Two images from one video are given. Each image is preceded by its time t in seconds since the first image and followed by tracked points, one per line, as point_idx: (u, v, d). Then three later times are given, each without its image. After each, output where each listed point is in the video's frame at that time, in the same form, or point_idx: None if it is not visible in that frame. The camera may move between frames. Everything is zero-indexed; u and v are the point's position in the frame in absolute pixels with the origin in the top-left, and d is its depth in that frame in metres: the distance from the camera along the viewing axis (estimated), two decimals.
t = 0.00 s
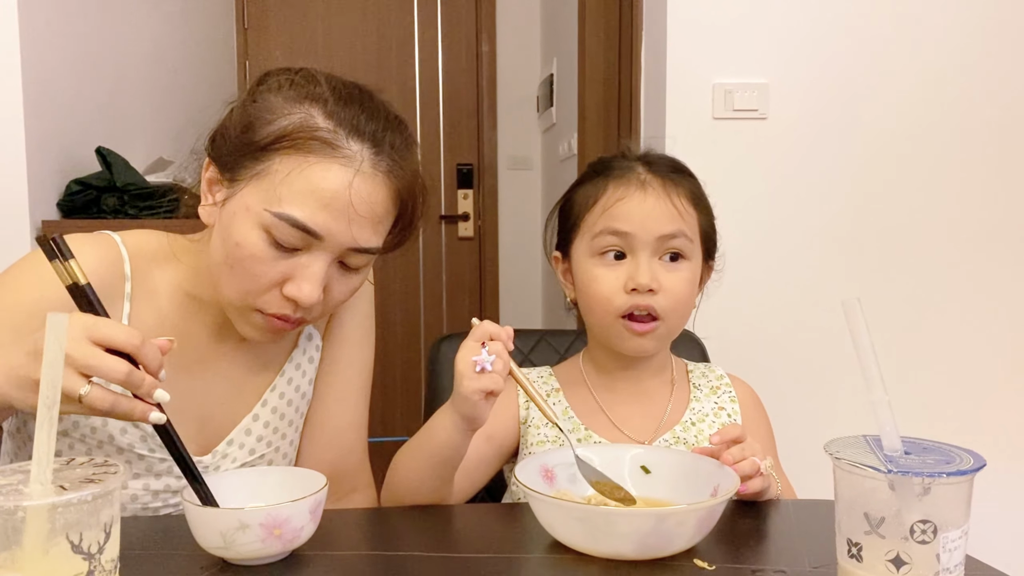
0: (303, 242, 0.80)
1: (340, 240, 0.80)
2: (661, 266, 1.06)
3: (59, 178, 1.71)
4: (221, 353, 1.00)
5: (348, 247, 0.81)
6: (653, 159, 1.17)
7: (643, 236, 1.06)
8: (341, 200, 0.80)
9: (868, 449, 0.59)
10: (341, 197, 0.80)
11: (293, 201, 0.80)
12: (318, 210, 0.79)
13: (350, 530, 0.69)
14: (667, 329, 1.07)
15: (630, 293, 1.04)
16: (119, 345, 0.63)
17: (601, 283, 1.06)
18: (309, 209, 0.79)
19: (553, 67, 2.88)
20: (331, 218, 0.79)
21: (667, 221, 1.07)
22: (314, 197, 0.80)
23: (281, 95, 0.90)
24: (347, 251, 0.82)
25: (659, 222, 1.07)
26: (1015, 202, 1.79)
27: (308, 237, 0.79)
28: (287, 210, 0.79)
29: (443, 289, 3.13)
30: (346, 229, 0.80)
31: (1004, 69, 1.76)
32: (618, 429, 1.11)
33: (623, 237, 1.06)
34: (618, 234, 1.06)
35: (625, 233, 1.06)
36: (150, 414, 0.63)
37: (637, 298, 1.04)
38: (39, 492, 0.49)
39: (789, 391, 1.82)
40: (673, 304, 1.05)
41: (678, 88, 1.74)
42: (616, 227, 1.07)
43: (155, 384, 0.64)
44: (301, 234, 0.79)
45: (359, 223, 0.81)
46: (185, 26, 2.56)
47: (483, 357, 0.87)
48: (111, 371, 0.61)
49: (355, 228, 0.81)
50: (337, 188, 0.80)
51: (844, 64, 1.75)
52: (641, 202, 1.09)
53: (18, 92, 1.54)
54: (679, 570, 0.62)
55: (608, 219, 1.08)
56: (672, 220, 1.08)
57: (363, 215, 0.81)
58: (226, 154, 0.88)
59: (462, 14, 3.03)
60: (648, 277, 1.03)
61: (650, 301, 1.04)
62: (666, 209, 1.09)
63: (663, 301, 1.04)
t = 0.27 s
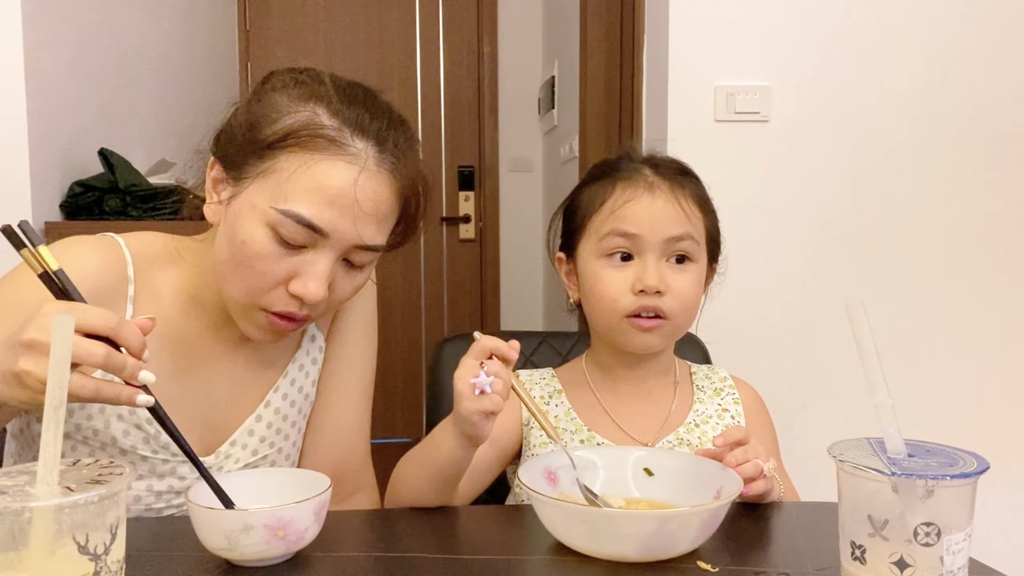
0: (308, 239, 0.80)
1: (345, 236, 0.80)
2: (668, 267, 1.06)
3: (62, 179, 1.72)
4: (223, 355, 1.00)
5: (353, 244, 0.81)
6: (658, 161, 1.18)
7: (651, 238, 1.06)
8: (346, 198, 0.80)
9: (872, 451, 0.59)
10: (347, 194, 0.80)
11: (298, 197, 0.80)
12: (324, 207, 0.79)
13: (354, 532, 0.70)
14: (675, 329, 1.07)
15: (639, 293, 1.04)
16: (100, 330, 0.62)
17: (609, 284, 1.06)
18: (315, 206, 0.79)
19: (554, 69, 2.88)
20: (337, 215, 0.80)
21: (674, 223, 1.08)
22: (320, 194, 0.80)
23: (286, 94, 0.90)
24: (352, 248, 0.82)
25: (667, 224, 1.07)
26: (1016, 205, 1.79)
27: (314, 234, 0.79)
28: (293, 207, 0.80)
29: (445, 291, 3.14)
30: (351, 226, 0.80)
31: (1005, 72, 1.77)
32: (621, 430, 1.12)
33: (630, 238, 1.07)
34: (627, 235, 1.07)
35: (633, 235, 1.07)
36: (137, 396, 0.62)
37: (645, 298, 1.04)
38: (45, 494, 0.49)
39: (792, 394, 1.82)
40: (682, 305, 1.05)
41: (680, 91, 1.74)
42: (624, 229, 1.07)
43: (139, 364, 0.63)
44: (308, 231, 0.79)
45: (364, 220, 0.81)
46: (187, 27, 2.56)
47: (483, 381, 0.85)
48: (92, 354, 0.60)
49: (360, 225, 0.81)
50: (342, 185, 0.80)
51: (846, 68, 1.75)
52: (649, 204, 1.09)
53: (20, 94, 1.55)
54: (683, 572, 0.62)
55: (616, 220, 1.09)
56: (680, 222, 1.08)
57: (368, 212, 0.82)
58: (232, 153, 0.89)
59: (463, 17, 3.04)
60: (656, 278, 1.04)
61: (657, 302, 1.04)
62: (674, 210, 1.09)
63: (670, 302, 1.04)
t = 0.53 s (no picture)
0: (317, 239, 0.80)
1: (354, 236, 0.81)
2: (699, 276, 1.07)
3: (66, 182, 1.72)
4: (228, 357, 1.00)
5: (361, 243, 0.82)
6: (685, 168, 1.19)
7: (693, 244, 1.07)
8: (354, 197, 0.81)
9: (874, 452, 0.60)
10: (355, 194, 0.81)
11: (306, 198, 0.81)
12: (332, 207, 0.80)
13: (359, 533, 0.70)
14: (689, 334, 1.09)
15: (673, 296, 1.04)
16: (144, 332, 0.65)
17: (644, 281, 1.05)
18: (323, 206, 0.80)
19: (556, 72, 2.89)
20: (344, 215, 0.80)
21: (711, 233, 1.09)
22: (328, 194, 0.81)
23: (290, 95, 0.91)
24: (360, 247, 0.82)
25: (706, 233, 1.08)
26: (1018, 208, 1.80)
27: (323, 234, 0.80)
28: (301, 208, 0.80)
29: (446, 292, 3.14)
30: (359, 226, 0.81)
31: (1006, 75, 1.77)
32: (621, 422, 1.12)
33: (673, 241, 1.07)
34: (670, 237, 1.07)
35: (675, 237, 1.07)
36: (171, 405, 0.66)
37: (676, 302, 1.04)
38: (55, 493, 0.50)
39: (793, 394, 1.83)
40: (704, 313, 1.07)
41: (682, 93, 1.74)
42: (670, 230, 1.07)
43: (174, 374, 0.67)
44: (316, 231, 0.80)
45: (372, 219, 0.82)
46: (190, 30, 2.57)
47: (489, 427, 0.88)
48: (137, 353, 0.64)
49: (368, 225, 0.82)
50: (349, 185, 0.81)
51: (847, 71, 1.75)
52: (692, 210, 1.10)
53: (25, 96, 1.55)
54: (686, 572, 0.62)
55: (660, 220, 1.08)
56: (715, 234, 1.09)
57: (375, 211, 0.82)
58: (238, 155, 0.89)
59: (465, 19, 3.04)
60: (693, 285, 1.04)
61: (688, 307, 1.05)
62: (710, 220, 1.10)
63: (697, 309, 1.05)
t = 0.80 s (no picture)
0: (320, 230, 0.80)
1: (357, 225, 0.81)
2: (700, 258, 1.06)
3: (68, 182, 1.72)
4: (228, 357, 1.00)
5: (364, 232, 0.82)
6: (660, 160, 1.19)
7: (687, 227, 1.06)
8: (356, 186, 0.81)
9: (878, 454, 0.60)
10: (357, 183, 0.81)
11: (309, 188, 0.81)
12: (335, 197, 0.80)
13: (360, 534, 0.70)
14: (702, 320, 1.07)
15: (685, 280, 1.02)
16: (166, 332, 0.65)
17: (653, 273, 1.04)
18: (326, 196, 0.80)
19: (558, 73, 2.88)
20: (347, 204, 0.80)
21: (701, 216, 1.09)
22: (331, 184, 0.81)
23: (289, 88, 0.91)
24: (362, 237, 0.83)
25: (696, 217, 1.08)
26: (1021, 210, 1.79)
27: (326, 224, 0.80)
28: (304, 198, 0.80)
29: (447, 293, 3.14)
30: (362, 215, 0.81)
31: (1009, 76, 1.77)
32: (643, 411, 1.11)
33: (668, 228, 1.06)
34: (666, 226, 1.06)
35: (671, 226, 1.06)
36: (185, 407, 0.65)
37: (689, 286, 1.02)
38: (56, 493, 0.50)
39: (795, 395, 1.82)
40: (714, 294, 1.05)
41: (684, 94, 1.74)
42: (662, 219, 1.07)
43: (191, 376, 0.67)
44: (320, 221, 0.80)
45: (374, 209, 0.82)
46: (192, 30, 2.58)
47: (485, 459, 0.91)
48: (158, 349, 0.64)
49: (370, 214, 0.82)
50: (351, 175, 0.81)
51: (849, 72, 1.75)
52: (677, 198, 1.10)
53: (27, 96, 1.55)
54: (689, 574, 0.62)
55: (650, 212, 1.08)
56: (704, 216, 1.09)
57: (377, 201, 0.82)
58: (239, 148, 0.89)
59: (467, 21, 3.04)
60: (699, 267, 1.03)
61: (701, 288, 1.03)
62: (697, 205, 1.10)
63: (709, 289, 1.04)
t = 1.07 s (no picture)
0: (322, 224, 0.80)
1: (359, 220, 0.81)
2: (705, 259, 1.07)
3: (68, 183, 1.73)
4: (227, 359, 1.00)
5: (365, 227, 0.82)
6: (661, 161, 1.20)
7: (691, 233, 1.07)
8: (359, 182, 0.81)
9: (878, 456, 0.60)
10: (359, 178, 0.81)
11: (311, 183, 0.81)
12: (337, 191, 0.80)
13: (360, 536, 0.70)
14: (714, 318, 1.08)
15: (690, 286, 1.04)
16: (153, 318, 0.65)
17: (659, 282, 1.05)
18: (328, 190, 0.80)
19: (558, 73, 2.88)
20: (349, 198, 0.81)
21: (706, 217, 1.09)
22: (333, 179, 0.81)
23: (290, 84, 0.91)
24: (363, 232, 0.83)
25: (699, 217, 1.09)
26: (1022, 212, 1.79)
27: (328, 219, 0.80)
28: (306, 193, 0.80)
29: (448, 294, 3.14)
30: (364, 210, 0.81)
31: (1010, 78, 1.77)
32: (644, 411, 1.12)
33: (673, 235, 1.07)
34: (669, 233, 1.07)
35: (674, 232, 1.07)
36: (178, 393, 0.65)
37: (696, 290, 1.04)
38: (55, 495, 0.50)
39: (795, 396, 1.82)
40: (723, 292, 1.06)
41: (685, 95, 1.74)
42: (666, 226, 1.07)
43: (183, 362, 0.67)
44: (322, 215, 0.80)
45: (376, 204, 0.83)
46: (193, 31, 2.58)
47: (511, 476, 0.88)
48: (147, 337, 0.64)
49: (372, 209, 0.82)
50: (354, 170, 0.82)
51: (848, 73, 1.75)
52: (682, 202, 1.10)
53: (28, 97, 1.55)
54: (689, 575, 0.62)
55: (654, 219, 1.09)
56: (707, 216, 1.10)
57: (379, 196, 0.83)
58: (240, 143, 0.89)
59: (467, 22, 3.04)
60: (704, 270, 1.04)
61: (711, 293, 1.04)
62: (701, 205, 1.11)
63: (716, 289, 1.05)
